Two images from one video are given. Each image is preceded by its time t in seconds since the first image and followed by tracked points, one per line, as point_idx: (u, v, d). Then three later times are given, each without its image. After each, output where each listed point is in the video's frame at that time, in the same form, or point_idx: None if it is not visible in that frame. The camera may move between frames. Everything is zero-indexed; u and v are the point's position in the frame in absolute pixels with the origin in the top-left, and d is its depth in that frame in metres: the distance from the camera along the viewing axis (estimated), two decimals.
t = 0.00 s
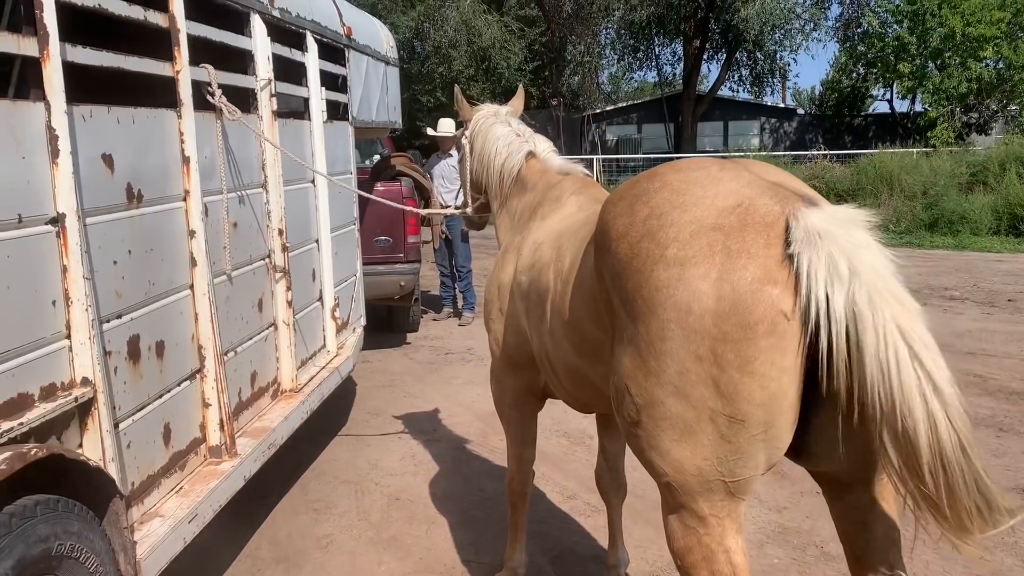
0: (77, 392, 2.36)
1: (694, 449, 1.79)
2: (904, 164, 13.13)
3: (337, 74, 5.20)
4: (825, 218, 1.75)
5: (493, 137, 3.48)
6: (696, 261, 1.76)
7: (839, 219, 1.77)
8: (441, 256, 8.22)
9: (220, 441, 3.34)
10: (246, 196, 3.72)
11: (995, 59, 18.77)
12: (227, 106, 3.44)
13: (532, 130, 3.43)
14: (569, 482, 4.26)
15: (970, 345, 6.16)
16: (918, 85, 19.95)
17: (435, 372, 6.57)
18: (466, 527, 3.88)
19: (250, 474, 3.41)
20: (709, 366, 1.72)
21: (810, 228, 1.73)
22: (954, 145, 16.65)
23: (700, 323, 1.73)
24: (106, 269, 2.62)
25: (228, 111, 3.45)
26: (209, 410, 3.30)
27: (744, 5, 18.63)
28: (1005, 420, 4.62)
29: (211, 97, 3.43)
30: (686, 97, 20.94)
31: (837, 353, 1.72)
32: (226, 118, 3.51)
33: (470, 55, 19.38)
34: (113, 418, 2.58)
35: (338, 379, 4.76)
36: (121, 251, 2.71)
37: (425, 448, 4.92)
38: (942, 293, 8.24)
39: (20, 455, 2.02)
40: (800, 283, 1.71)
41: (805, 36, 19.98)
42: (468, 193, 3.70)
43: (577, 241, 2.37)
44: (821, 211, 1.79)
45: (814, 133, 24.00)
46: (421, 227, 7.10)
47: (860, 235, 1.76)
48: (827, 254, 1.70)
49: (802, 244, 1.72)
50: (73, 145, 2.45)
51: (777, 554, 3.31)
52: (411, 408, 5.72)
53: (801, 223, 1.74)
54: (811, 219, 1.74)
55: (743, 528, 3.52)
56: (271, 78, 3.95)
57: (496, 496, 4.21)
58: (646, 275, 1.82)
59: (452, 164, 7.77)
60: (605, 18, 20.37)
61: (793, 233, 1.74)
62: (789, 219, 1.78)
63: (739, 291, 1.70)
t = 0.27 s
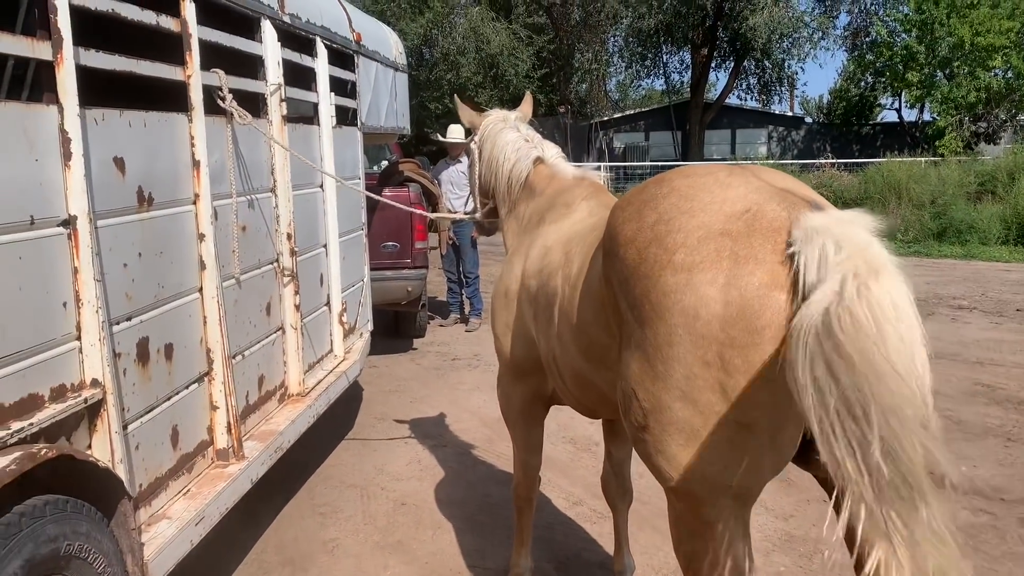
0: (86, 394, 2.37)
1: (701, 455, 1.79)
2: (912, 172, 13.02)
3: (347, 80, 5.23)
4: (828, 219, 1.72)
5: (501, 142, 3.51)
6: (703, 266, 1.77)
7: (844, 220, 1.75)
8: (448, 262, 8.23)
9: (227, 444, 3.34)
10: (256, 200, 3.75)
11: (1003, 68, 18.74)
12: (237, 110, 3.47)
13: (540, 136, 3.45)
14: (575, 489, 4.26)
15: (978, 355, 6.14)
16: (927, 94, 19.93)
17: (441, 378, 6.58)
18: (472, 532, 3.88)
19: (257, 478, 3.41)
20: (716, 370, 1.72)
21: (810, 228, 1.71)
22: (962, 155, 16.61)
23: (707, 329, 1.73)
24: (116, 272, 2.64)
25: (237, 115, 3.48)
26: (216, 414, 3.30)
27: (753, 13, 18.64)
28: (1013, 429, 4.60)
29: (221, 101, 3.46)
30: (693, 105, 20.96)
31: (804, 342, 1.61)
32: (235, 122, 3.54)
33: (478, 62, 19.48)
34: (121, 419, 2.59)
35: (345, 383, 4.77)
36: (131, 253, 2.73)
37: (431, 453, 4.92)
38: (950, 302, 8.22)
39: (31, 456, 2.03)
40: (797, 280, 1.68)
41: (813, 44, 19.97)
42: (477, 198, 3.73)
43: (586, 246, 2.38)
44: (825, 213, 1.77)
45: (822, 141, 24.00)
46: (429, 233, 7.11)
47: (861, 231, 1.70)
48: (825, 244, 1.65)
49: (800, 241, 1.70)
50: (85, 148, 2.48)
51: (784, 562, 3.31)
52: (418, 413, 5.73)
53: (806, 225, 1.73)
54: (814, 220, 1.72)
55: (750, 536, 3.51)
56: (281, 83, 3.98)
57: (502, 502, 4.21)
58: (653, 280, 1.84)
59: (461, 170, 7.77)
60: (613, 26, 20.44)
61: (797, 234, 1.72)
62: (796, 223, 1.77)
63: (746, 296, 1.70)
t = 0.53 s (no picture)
0: (87, 391, 2.37)
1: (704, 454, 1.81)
2: (917, 181, 13.01)
3: (351, 81, 5.24)
4: (821, 221, 1.77)
5: (505, 143, 3.51)
6: (706, 266, 1.77)
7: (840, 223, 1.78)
8: (452, 265, 8.22)
9: (228, 444, 3.34)
10: (259, 200, 3.74)
11: (1009, 76, 18.70)
12: (241, 109, 3.46)
13: (544, 137, 3.45)
14: (577, 492, 4.24)
15: (982, 361, 6.11)
16: (932, 101, 19.89)
17: (443, 380, 6.56)
18: (473, 534, 3.86)
19: (257, 477, 3.40)
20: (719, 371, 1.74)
21: (799, 227, 1.76)
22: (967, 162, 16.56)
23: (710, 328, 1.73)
24: (119, 269, 2.63)
25: (242, 114, 3.47)
26: (218, 413, 3.30)
27: (757, 19, 18.50)
28: (1016, 436, 4.58)
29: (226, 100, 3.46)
30: (698, 110, 20.94)
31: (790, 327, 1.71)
32: (239, 121, 3.53)
33: (483, 66, 19.46)
34: (122, 417, 2.59)
35: (348, 384, 4.77)
36: (134, 251, 2.73)
37: (433, 455, 4.90)
38: (953, 309, 8.18)
39: (30, 452, 2.01)
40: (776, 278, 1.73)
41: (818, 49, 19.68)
42: (481, 199, 3.73)
43: (589, 247, 2.37)
44: (824, 214, 1.80)
45: (827, 147, 23.97)
46: (432, 235, 7.11)
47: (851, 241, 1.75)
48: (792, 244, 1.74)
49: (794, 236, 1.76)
50: (88, 144, 2.47)
51: (787, 567, 3.28)
52: (419, 415, 5.72)
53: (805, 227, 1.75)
54: (806, 222, 1.76)
55: (752, 540, 3.49)
56: (285, 83, 3.97)
57: (503, 505, 4.20)
58: (656, 280, 1.84)
59: (466, 172, 7.78)
60: (619, 30, 20.45)
61: (793, 234, 1.75)
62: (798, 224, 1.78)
63: (748, 297, 1.71)
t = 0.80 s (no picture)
0: (87, 387, 2.37)
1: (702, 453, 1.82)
2: (920, 182, 12.98)
3: (353, 79, 5.23)
4: (826, 222, 1.77)
5: (507, 142, 3.50)
6: (706, 265, 1.77)
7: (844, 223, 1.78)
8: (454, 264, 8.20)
9: (228, 441, 3.33)
10: (260, 197, 3.75)
11: (1013, 78, 18.63)
12: (243, 106, 3.46)
13: (546, 136, 3.44)
14: (577, 491, 4.23)
15: (984, 363, 6.09)
16: (936, 103, 19.82)
17: (444, 379, 6.56)
18: (473, 533, 3.86)
19: (258, 474, 3.40)
20: (719, 369, 1.74)
21: (805, 229, 1.76)
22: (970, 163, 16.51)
23: (710, 327, 1.74)
24: (119, 265, 2.63)
25: (243, 111, 3.47)
26: (218, 410, 3.30)
27: (761, 18, 18.25)
28: (1018, 438, 4.56)
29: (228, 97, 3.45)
30: (701, 111, 20.87)
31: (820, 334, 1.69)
32: (241, 119, 3.53)
33: (487, 65, 19.32)
34: (122, 414, 2.58)
35: (349, 381, 4.77)
36: (135, 247, 2.73)
37: (433, 454, 4.90)
38: (956, 310, 8.15)
39: (30, 448, 2.02)
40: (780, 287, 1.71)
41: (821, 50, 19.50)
42: (483, 197, 3.73)
43: (589, 245, 2.38)
44: (825, 215, 1.81)
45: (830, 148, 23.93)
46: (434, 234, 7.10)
47: (860, 244, 1.75)
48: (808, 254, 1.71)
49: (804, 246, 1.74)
50: (89, 140, 2.47)
51: (786, 567, 3.28)
52: (420, 414, 5.71)
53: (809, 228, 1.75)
54: (813, 223, 1.76)
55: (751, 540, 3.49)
56: (287, 80, 3.96)
57: (503, 503, 4.19)
58: (656, 279, 1.84)
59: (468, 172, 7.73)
60: (622, 30, 20.42)
61: (799, 236, 1.74)
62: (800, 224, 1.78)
63: (749, 296, 1.72)
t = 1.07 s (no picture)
0: (91, 382, 2.37)
1: (704, 451, 1.81)
2: (926, 177, 13.14)
3: (357, 75, 5.23)
4: (837, 215, 1.76)
5: (511, 138, 3.50)
6: (708, 261, 1.77)
7: (854, 216, 1.77)
8: (459, 259, 8.20)
9: (232, 437, 3.34)
10: (264, 194, 3.75)
11: (1020, 72, 18.51)
12: (246, 102, 3.46)
13: (550, 131, 3.44)
14: (581, 487, 4.23)
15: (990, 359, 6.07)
16: (941, 97, 19.72)
17: (448, 374, 6.56)
18: (476, 528, 3.86)
19: (262, 470, 3.41)
20: (720, 366, 1.74)
21: (819, 225, 1.74)
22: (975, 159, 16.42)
23: (711, 323, 1.73)
24: (123, 261, 2.64)
25: (247, 107, 3.47)
26: (222, 406, 3.30)
27: (766, 13, 18.41)
28: None
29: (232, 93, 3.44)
30: (705, 106, 20.78)
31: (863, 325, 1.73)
32: (244, 115, 3.53)
33: (490, 60, 19.38)
34: (125, 410, 2.58)
35: (353, 377, 4.77)
36: (138, 243, 2.73)
37: (437, 449, 4.90)
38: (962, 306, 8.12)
39: (33, 444, 2.01)
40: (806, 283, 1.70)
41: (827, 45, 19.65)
42: (487, 193, 3.73)
43: (592, 241, 2.38)
44: (832, 210, 1.79)
45: (835, 144, 23.83)
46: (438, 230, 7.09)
47: (876, 228, 1.76)
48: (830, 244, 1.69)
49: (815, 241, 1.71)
50: (92, 137, 2.47)
51: (790, 563, 3.27)
52: (424, 409, 5.71)
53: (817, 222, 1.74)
54: (823, 218, 1.75)
55: (755, 536, 3.48)
56: (290, 76, 3.97)
57: (507, 499, 4.19)
58: (658, 275, 1.84)
59: (472, 167, 7.72)
60: (627, 25, 20.37)
61: (807, 232, 1.73)
62: (804, 219, 1.77)
63: (751, 292, 1.71)
